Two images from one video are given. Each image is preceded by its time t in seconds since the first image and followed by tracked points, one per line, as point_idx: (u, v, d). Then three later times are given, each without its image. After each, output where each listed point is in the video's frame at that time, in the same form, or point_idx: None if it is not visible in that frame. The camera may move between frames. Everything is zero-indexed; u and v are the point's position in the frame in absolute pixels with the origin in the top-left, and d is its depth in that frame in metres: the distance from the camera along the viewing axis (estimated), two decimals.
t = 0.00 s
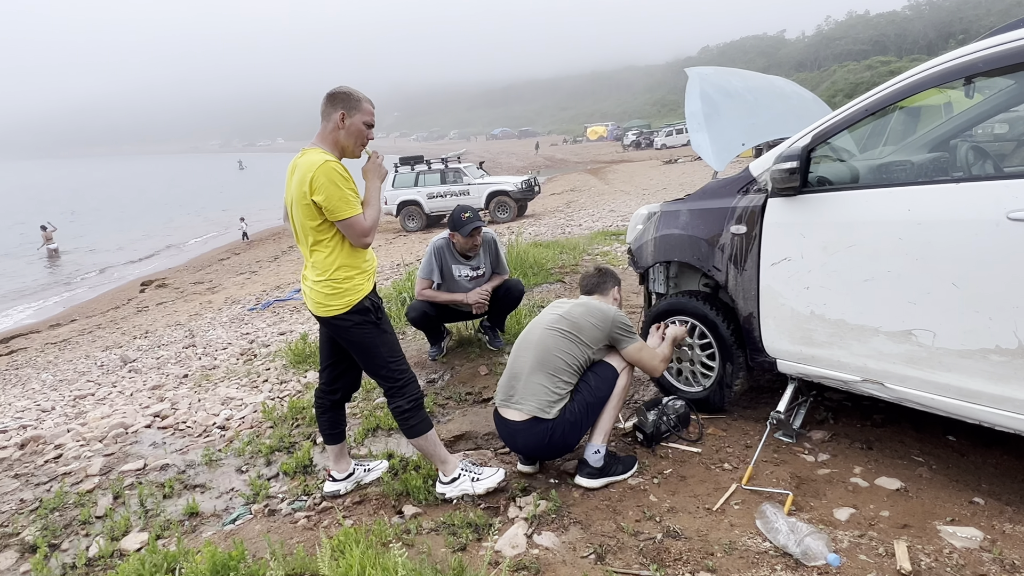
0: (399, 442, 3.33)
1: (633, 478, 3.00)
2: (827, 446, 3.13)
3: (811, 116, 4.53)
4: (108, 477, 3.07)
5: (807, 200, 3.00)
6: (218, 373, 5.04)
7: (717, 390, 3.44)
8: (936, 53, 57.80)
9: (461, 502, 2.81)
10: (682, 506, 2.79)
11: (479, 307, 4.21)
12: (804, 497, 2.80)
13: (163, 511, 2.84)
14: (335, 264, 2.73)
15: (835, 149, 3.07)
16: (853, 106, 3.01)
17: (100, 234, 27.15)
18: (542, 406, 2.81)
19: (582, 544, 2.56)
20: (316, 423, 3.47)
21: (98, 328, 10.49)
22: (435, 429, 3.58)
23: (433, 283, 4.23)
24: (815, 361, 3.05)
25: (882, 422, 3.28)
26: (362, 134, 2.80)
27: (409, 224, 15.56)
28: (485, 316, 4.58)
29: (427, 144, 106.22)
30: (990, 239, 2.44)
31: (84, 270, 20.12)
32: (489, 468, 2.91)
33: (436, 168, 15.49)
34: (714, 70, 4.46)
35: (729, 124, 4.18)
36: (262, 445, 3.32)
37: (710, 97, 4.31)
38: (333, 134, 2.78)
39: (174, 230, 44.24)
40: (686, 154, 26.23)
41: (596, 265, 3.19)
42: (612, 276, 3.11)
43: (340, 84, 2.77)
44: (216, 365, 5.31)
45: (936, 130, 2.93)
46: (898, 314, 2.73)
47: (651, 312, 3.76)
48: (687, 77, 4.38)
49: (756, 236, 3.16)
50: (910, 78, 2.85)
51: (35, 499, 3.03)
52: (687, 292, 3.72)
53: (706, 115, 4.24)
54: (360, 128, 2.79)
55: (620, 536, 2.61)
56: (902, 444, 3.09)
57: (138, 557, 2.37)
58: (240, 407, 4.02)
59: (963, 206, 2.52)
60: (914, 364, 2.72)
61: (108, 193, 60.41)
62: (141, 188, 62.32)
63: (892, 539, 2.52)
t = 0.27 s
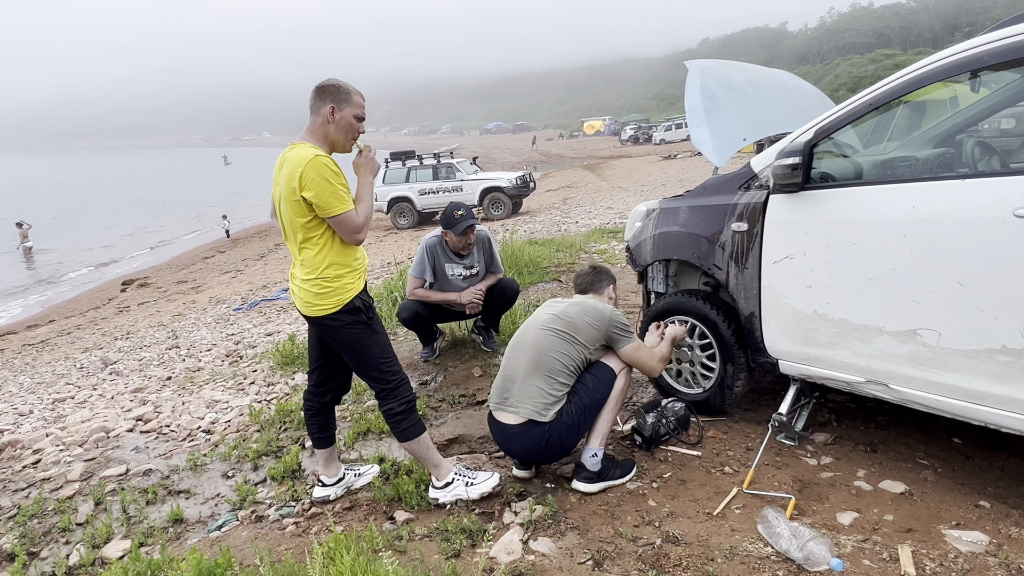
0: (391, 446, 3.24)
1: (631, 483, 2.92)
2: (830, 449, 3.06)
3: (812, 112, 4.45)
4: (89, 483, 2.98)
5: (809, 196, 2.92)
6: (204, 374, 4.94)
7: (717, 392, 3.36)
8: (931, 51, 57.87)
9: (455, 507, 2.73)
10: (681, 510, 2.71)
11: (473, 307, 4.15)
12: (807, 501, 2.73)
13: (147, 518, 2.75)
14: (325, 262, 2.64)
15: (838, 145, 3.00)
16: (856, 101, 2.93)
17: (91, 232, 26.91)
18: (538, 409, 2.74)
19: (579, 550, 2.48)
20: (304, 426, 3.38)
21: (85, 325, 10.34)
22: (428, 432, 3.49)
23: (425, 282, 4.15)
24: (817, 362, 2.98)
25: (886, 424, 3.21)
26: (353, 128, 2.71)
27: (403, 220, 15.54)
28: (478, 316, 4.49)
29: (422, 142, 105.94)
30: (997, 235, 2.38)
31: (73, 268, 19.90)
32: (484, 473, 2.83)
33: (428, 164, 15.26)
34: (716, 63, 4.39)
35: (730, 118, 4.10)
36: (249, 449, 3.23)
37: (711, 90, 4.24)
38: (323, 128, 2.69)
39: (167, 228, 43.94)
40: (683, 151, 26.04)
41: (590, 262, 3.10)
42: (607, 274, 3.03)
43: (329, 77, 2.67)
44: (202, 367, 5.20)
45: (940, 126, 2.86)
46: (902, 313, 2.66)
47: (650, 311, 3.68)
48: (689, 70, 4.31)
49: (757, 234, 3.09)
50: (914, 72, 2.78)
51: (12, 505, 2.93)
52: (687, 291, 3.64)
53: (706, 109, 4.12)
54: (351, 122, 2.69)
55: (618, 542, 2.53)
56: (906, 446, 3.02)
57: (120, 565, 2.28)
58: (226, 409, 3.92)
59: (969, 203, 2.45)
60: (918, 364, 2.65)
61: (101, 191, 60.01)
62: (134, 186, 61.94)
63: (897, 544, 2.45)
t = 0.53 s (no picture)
0: (381, 449, 3.18)
1: (628, 486, 2.86)
2: (830, 452, 3.01)
3: (811, 109, 4.40)
4: (70, 489, 2.90)
5: (808, 194, 2.87)
6: (191, 376, 4.85)
7: (715, 394, 3.30)
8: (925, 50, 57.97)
9: (448, 512, 2.66)
10: (679, 515, 2.66)
11: (465, 307, 4.09)
12: (806, 505, 2.68)
13: (130, 524, 2.68)
14: (314, 261, 2.57)
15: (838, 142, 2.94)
16: (856, 97, 2.86)
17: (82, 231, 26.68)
18: (532, 412, 2.68)
19: (575, 556, 2.43)
20: (293, 430, 3.31)
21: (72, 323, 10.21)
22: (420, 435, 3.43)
23: (417, 281, 4.08)
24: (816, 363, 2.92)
25: (886, 426, 3.16)
26: (343, 123, 2.64)
27: (392, 219, 15.30)
28: (471, 316, 4.43)
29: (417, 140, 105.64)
30: (999, 235, 2.33)
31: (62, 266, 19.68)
32: (477, 476, 2.76)
33: (420, 160, 15.00)
34: (713, 58, 4.32)
35: (727, 114, 4.04)
36: (236, 453, 3.15)
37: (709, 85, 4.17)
38: (312, 124, 2.62)
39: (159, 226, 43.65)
40: (680, 147, 25.77)
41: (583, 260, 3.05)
42: (601, 272, 2.97)
43: (318, 71, 2.61)
44: (188, 369, 5.11)
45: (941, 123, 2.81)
46: (903, 313, 2.61)
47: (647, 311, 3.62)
48: (686, 65, 4.24)
49: (755, 233, 3.03)
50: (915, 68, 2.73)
51: None
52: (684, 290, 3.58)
53: (705, 105, 4.04)
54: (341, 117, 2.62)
55: (615, 547, 2.48)
56: (907, 448, 2.97)
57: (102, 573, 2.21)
58: (213, 412, 3.85)
59: (971, 201, 2.41)
60: (919, 366, 2.61)
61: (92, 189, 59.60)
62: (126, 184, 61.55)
63: (898, 548, 2.41)
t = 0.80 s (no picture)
0: (371, 453, 3.11)
1: (624, 491, 2.80)
2: (830, 456, 2.95)
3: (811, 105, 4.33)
4: (49, 495, 2.82)
5: (808, 192, 2.81)
6: (176, 377, 4.76)
7: (712, 396, 3.24)
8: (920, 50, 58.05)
9: (440, 517, 2.60)
10: (676, 520, 2.60)
11: (458, 308, 4.02)
12: (806, 510, 2.62)
13: (112, 531, 2.60)
14: (302, 260, 2.51)
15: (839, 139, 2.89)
16: (857, 94, 2.81)
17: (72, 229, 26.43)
18: (525, 414, 2.61)
19: (570, 562, 2.36)
20: (280, 433, 3.23)
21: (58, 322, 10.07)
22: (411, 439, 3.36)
23: (408, 281, 4.02)
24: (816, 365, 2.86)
25: (888, 429, 3.10)
26: (333, 118, 2.58)
27: (381, 215, 14.93)
28: (464, 317, 4.35)
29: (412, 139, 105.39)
30: (1003, 233, 2.28)
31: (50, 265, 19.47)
32: (470, 481, 2.70)
33: (410, 156, 14.67)
34: (712, 53, 4.26)
35: (726, 110, 3.98)
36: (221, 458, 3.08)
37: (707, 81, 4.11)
38: (301, 120, 2.55)
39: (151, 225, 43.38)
40: (676, 144, 25.54)
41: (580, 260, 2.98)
42: (599, 273, 2.91)
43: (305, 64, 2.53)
44: (172, 370, 5.01)
45: (943, 120, 2.76)
46: (904, 314, 2.55)
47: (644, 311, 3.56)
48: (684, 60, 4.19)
49: (754, 231, 2.97)
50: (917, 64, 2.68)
51: None
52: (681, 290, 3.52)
53: (703, 101, 4.00)
54: (330, 111, 2.55)
55: (611, 553, 2.41)
56: (909, 452, 2.91)
57: None
58: (198, 415, 3.76)
59: (974, 199, 2.35)
60: (920, 367, 2.55)
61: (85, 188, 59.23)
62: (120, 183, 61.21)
63: (899, 554, 2.35)
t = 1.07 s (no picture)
0: (363, 455, 3.08)
1: (619, 493, 2.77)
2: (825, 457, 2.93)
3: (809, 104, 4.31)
4: (34, 499, 2.78)
5: (804, 192, 2.79)
6: (163, 378, 4.70)
7: (707, 397, 3.22)
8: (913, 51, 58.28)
9: (432, 519, 2.57)
10: (671, 522, 2.57)
11: (450, 308, 3.99)
12: (802, 512, 2.60)
13: (99, 534, 2.56)
14: (293, 259, 2.47)
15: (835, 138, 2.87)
16: (853, 93, 2.79)
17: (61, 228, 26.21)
18: (519, 415, 2.59)
19: (563, 565, 2.34)
20: (270, 435, 3.20)
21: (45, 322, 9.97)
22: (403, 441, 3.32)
23: (400, 281, 3.98)
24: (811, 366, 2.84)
25: (883, 430, 3.09)
26: (322, 115, 2.55)
27: (375, 215, 14.85)
28: (457, 317, 4.32)
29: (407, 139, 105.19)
30: (998, 234, 2.27)
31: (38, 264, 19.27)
32: (462, 482, 2.66)
33: (403, 155, 14.56)
34: (708, 51, 4.26)
35: (722, 108, 3.96)
36: (210, 459, 3.04)
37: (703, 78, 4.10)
38: (290, 117, 2.51)
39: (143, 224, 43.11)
40: (672, 143, 25.41)
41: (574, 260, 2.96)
42: (593, 273, 2.88)
43: (295, 61, 2.48)
44: (159, 371, 4.95)
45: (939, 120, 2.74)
46: (900, 315, 2.54)
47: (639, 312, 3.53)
48: (680, 58, 4.18)
49: (750, 231, 2.95)
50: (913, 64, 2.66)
51: None
52: (677, 290, 3.50)
53: (699, 100, 4.01)
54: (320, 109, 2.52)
55: (605, 556, 2.39)
56: (904, 453, 2.90)
57: None
58: (186, 416, 3.72)
59: (969, 199, 2.34)
60: (916, 368, 2.53)
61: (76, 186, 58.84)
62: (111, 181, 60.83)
63: (895, 556, 2.33)
